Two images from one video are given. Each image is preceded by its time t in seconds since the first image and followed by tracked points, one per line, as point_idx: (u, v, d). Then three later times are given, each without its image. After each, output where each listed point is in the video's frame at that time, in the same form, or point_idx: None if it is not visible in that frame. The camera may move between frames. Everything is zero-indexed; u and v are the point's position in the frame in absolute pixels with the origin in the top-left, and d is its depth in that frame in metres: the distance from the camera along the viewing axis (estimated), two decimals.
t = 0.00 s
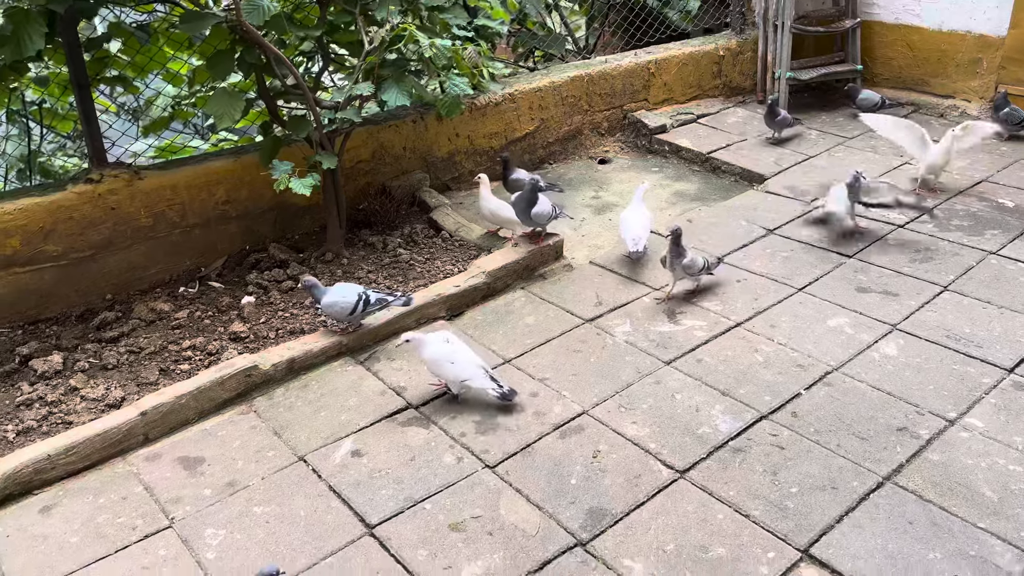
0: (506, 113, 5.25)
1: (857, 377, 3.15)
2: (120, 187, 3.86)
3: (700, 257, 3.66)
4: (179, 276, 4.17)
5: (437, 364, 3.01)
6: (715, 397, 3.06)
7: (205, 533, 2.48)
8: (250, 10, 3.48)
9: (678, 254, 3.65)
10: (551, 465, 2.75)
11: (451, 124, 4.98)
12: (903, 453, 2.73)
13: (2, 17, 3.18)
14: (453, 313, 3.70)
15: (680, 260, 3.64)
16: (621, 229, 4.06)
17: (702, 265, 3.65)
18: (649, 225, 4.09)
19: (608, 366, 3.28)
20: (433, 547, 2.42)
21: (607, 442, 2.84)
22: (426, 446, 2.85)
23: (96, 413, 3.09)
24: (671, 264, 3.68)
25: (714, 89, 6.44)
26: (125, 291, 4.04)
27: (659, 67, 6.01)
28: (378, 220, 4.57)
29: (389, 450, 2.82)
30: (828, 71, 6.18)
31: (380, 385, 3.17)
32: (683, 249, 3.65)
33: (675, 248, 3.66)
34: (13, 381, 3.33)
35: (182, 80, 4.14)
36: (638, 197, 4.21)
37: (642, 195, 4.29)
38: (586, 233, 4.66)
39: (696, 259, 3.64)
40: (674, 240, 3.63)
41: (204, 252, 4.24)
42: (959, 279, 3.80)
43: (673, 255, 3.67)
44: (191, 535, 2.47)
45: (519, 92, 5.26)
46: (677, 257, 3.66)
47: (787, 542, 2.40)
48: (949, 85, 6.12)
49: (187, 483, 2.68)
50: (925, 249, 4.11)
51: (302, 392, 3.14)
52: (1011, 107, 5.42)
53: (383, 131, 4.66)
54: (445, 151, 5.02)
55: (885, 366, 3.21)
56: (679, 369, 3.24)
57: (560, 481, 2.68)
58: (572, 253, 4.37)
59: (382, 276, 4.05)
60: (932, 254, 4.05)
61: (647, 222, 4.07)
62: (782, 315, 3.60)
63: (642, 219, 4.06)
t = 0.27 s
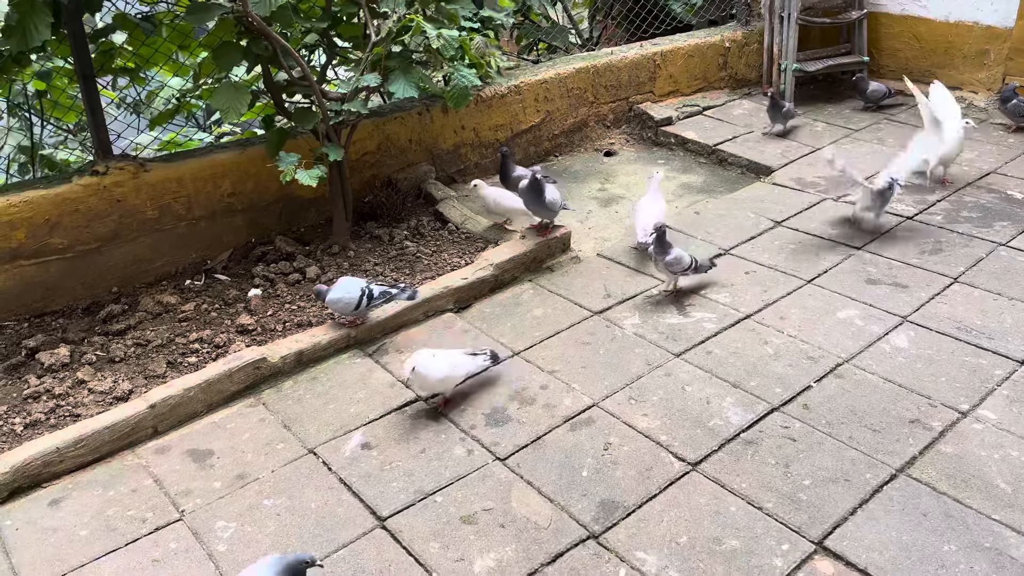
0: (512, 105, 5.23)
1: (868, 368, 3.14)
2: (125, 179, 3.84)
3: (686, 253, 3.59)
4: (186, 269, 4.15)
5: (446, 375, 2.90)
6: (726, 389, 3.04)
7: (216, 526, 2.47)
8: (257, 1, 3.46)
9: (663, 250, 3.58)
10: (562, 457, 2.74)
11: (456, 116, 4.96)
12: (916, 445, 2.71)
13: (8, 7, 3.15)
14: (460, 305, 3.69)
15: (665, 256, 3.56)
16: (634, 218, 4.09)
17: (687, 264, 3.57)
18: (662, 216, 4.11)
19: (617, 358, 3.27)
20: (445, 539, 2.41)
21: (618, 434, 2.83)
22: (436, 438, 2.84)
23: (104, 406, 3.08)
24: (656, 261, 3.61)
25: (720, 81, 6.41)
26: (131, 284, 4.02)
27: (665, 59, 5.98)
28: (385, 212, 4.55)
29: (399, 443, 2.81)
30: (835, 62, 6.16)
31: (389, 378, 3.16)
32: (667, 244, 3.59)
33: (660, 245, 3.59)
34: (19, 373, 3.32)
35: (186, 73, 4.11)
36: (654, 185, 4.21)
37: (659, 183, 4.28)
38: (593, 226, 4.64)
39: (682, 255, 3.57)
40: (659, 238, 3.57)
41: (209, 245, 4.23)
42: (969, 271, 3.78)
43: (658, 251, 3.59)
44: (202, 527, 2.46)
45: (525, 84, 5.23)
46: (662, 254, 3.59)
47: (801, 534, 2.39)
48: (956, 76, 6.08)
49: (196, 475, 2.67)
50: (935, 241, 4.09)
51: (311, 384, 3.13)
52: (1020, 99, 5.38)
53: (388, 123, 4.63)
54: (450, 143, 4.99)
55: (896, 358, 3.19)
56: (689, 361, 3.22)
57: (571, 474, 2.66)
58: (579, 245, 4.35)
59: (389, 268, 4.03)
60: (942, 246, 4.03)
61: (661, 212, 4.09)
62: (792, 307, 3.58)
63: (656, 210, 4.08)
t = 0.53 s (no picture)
0: (514, 96, 5.16)
1: (884, 361, 3.08)
2: (124, 176, 3.77)
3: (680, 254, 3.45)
4: (186, 266, 4.09)
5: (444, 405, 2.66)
6: (741, 383, 2.99)
7: (223, 529, 2.41)
8: None
9: (658, 254, 3.42)
10: (575, 454, 2.68)
11: (458, 108, 4.88)
12: (936, 439, 2.66)
13: None
14: (467, 300, 3.63)
15: (661, 259, 3.40)
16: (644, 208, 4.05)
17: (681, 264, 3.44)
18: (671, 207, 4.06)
19: (628, 353, 3.21)
20: (458, 541, 2.35)
21: (631, 430, 2.78)
22: (446, 437, 2.78)
23: (106, 407, 3.02)
24: (651, 266, 3.44)
25: (723, 70, 6.34)
26: (131, 282, 3.96)
27: (667, 49, 5.91)
28: (387, 207, 4.48)
29: (409, 442, 2.75)
30: (839, 50, 6.09)
31: (396, 375, 3.10)
32: (661, 247, 3.43)
33: (654, 248, 3.42)
34: (19, 374, 3.25)
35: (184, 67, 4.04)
36: (665, 173, 4.14)
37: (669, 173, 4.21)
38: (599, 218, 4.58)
39: (677, 257, 3.42)
40: (654, 240, 3.40)
41: (210, 241, 4.16)
42: (982, 261, 3.72)
43: (653, 255, 3.42)
44: (209, 531, 2.40)
45: (527, 75, 5.16)
46: (657, 257, 3.42)
47: (822, 531, 2.34)
48: (963, 63, 6.02)
49: (202, 477, 2.61)
50: (946, 230, 4.03)
51: (317, 383, 3.07)
52: None
53: (389, 116, 4.56)
54: (452, 136, 4.92)
55: (912, 349, 3.14)
56: (702, 355, 3.17)
57: (585, 472, 2.61)
58: (585, 238, 4.29)
59: (393, 263, 3.97)
60: (954, 235, 3.97)
61: (670, 202, 4.04)
62: (804, 299, 3.53)
63: (666, 200, 4.03)
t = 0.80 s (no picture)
0: (512, 95, 5.05)
1: (905, 362, 3.00)
2: (114, 186, 3.65)
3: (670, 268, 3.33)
4: (180, 278, 3.97)
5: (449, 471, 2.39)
6: (759, 390, 2.90)
7: (231, 558, 2.31)
8: None
9: (648, 272, 3.28)
10: (594, 469, 2.59)
11: (455, 108, 4.77)
12: (965, 444, 2.58)
13: None
14: (473, 308, 3.52)
15: (654, 277, 3.26)
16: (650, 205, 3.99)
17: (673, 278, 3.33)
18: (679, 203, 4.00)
19: (641, 360, 3.12)
20: (478, 565, 2.26)
21: (650, 442, 2.68)
22: (459, 453, 2.68)
23: (103, 429, 2.91)
24: (642, 284, 3.30)
25: (721, 64, 6.26)
26: (124, 295, 3.84)
27: (665, 44, 5.82)
28: (385, 212, 4.37)
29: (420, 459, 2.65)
30: (839, 42, 6.01)
31: (404, 389, 3.00)
32: (651, 264, 3.29)
33: (644, 266, 3.28)
34: (10, 396, 3.13)
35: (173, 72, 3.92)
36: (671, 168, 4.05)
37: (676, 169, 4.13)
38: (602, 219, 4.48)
39: (668, 272, 3.31)
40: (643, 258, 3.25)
41: (204, 252, 4.04)
42: (997, 256, 3.65)
43: (643, 273, 3.28)
44: (216, 560, 2.30)
45: (524, 73, 5.05)
46: (648, 275, 3.28)
47: (854, 545, 2.25)
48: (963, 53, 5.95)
49: (206, 502, 2.51)
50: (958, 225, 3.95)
51: (321, 398, 2.97)
52: None
53: (385, 118, 4.44)
54: (450, 137, 4.81)
55: (932, 350, 3.06)
56: (717, 361, 3.08)
57: (605, 487, 2.51)
58: (589, 240, 4.19)
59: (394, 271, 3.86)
60: (967, 230, 3.90)
61: (678, 199, 3.96)
62: (818, 299, 3.44)
63: (673, 198, 3.95)
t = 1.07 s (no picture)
0: (497, 100, 4.97)
1: (911, 364, 2.96)
2: (93, 206, 3.52)
3: (656, 288, 3.16)
4: (164, 298, 3.85)
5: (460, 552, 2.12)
6: (767, 398, 2.84)
7: None
8: (227, 5, 3.15)
9: (630, 289, 3.14)
10: (603, 486, 2.52)
11: (440, 115, 4.68)
12: (979, 448, 2.54)
13: None
14: (468, 321, 3.44)
15: (635, 295, 3.12)
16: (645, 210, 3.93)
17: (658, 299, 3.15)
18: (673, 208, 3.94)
19: (645, 370, 3.05)
20: None
21: (659, 456, 2.62)
22: (463, 475, 2.60)
23: (90, 461, 2.79)
24: (624, 301, 3.16)
25: (704, 63, 6.21)
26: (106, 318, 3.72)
27: (648, 43, 5.76)
28: (374, 223, 4.27)
29: (424, 482, 2.57)
30: (822, 38, 5.98)
31: (403, 408, 2.91)
32: (634, 282, 3.14)
33: (627, 284, 3.13)
34: None
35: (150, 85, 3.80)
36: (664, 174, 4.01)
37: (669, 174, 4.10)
38: (594, 223, 4.41)
39: (652, 292, 3.14)
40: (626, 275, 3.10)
41: (188, 270, 3.92)
42: (995, 252, 3.62)
43: (625, 291, 3.14)
44: None
45: (509, 77, 4.97)
46: (630, 293, 3.14)
47: (875, 558, 2.20)
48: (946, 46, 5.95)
49: (203, 536, 2.41)
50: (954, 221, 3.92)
51: (317, 421, 2.87)
52: (1015, 66, 5.25)
53: (370, 127, 4.34)
54: (435, 144, 4.71)
55: (938, 351, 3.02)
56: (722, 368, 3.02)
57: (616, 505, 2.44)
58: (582, 246, 4.11)
59: (385, 284, 3.77)
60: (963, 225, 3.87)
61: (672, 204, 3.91)
62: (819, 301, 3.40)
63: (668, 203, 3.90)
